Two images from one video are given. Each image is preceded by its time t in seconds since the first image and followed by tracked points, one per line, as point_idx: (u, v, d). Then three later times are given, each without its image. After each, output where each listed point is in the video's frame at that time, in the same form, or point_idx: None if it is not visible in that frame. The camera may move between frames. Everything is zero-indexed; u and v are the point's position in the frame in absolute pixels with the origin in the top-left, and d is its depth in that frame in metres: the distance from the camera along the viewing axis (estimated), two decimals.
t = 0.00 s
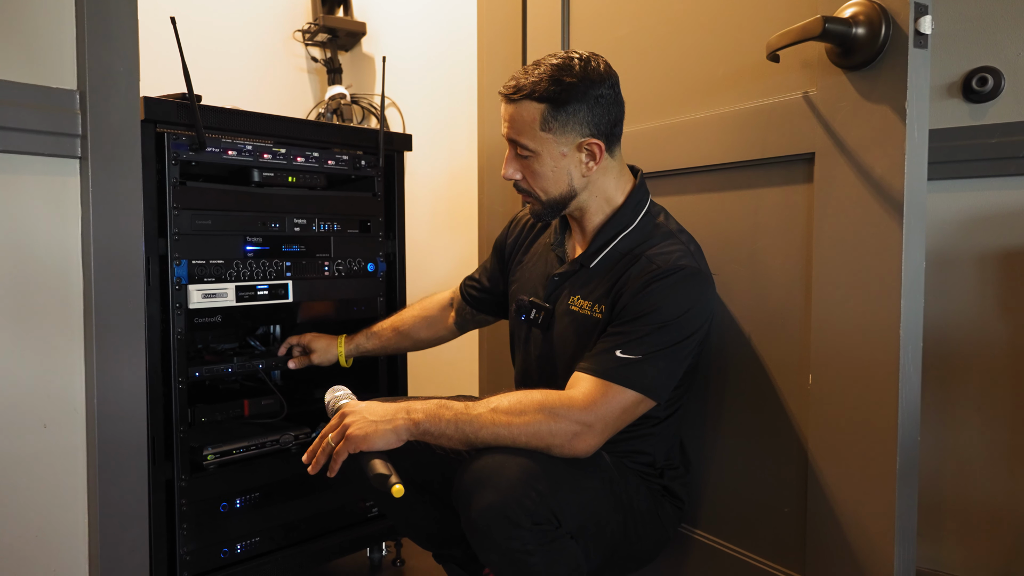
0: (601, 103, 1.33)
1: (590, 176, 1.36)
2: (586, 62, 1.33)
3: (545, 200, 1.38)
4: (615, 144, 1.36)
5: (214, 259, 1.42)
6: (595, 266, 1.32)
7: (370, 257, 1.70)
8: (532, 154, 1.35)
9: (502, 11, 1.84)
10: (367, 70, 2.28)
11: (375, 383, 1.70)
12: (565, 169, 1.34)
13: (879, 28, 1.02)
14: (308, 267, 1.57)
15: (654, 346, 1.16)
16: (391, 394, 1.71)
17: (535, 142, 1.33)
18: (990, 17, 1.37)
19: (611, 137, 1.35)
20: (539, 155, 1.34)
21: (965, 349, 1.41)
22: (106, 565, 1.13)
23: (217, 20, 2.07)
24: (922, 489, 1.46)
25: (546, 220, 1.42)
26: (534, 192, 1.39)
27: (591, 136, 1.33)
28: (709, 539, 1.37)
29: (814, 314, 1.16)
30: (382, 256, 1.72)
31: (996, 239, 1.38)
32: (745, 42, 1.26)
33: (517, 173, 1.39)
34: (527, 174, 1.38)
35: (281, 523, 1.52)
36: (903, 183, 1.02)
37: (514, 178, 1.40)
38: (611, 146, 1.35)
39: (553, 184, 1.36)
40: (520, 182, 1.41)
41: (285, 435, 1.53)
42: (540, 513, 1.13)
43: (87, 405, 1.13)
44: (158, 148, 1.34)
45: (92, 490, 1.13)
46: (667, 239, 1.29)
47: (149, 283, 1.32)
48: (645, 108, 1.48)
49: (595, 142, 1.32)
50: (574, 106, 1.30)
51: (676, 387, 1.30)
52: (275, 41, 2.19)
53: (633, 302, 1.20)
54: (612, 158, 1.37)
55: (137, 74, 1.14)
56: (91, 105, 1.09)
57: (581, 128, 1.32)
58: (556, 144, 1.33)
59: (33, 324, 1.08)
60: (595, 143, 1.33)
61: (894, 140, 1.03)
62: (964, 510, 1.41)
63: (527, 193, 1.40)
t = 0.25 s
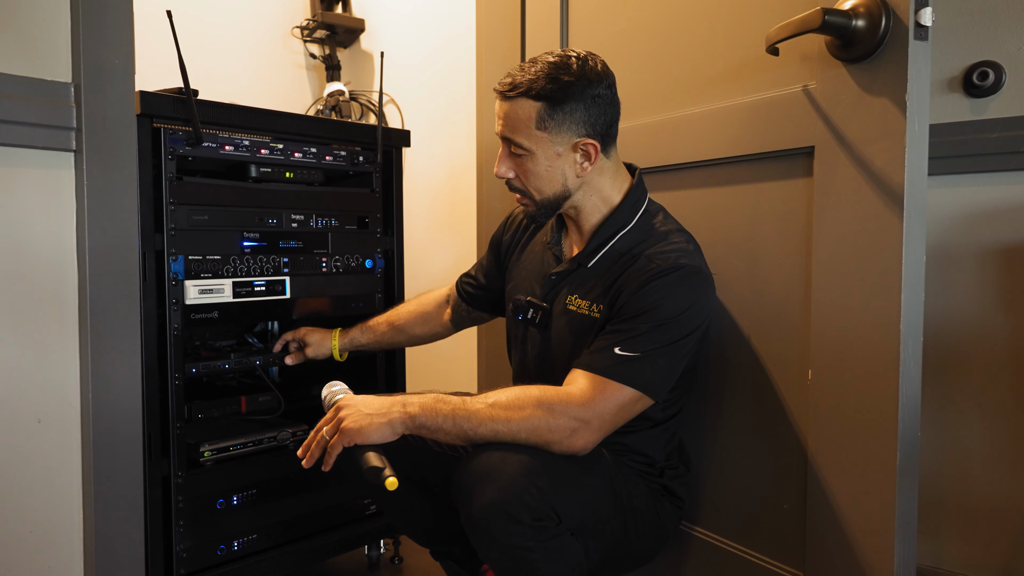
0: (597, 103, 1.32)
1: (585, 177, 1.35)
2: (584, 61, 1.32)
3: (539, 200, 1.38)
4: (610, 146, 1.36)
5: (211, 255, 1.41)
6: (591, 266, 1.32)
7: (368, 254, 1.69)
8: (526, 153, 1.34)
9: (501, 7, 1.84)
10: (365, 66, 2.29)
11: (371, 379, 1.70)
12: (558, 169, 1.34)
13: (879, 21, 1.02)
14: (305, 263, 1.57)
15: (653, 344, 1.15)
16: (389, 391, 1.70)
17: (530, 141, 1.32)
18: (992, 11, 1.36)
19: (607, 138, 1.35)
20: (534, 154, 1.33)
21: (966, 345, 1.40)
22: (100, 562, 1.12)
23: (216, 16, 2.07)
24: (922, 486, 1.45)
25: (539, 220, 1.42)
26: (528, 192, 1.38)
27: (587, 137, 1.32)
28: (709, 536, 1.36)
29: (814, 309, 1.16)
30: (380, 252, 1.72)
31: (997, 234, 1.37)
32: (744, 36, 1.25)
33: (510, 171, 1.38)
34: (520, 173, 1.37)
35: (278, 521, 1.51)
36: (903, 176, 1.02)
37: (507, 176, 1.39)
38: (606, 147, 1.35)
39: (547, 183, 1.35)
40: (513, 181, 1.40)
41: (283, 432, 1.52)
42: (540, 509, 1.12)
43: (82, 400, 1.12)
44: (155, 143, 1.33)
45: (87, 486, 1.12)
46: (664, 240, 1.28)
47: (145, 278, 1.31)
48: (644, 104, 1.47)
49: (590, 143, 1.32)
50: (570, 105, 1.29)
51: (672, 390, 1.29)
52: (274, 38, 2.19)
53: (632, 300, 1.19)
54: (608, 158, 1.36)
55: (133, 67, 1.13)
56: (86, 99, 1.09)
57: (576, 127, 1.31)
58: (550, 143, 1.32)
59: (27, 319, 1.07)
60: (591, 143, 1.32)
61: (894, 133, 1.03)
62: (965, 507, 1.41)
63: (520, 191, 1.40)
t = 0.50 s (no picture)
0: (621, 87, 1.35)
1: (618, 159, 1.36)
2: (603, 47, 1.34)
3: (576, 192, 1.31)
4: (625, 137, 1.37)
5: (208, 252, 1.40)
6: (587, 266, 1.31)
7: (366, 251, 1.68)
8: (575, 137, 1.27)
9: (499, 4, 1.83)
10: (365, 64, 2.32)
11: (370, 378, 1.70)
12: (598, 155, 1.31)
13: (880, 14, 1.01)
14: (302, 261, 1.56)
15: (651, 339, 1.14)
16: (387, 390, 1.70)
17: (582, 122, 1.27)
18: (993, 7, 1.36)
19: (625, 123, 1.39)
20: (583, 138, 1.28)
21: (967, 342, 1.40)
22: (96, 560, 1.11)
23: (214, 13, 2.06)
24: (923, 484, 1.44)
25: (565, 218, 1.34)
26: (569, 182, 1.30)
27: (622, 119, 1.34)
28: (709, 534, 1.35)
29: (814, 306, 1.15)
30: (378, 250, 1.71)
31: (998, 231, 1.37)
32: (744, 31, 1.24)
33: (552, 159, 1.28)
34: (558, 165, 1.29)
35: (276, 519, 1.51)
36: (903, 171, 1.01)
37: (544, 170, 1.29)
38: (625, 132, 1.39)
39: (588, 171, 1.30)
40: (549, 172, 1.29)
41: (281, 430, 1.52)
42: (542, 509, 1.11)
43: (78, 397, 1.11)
44: (151, 139, 1.33)
45: (83, 484, 1.11)
46: (659, 236, 1.27)
47: (141, 275, 1.30)
48: (642, 100, 1.47)
49: (629, 123, 1.34)
50: (605, 89, 1.29)
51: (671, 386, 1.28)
52: (272, 35, 2.19)
53: (629, 297, 1.19)
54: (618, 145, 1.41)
55: (129, 61, 1.13)
56: (81, 93, 1.08)
57: (617, 109, 1.32)
58: (596, 127, 1.29)
59: (22, 315, 1.06)
60: (630, 124, 1.34)
61: (895, 128, 1.02)
62: (966, 505, 1.40)
63: (555, 186, 1.30)
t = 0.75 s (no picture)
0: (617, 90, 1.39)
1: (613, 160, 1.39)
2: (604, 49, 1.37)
3: (589, 185, 1.30)
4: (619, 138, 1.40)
5: (206, 250, 1.39)
6: (576, 266, 1.30)
7: (364, 249, 1.67)
8: (593, 128, 1.28)
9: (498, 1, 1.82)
10: (365, 62, 2.32)
11: (368, 377, 1.70)
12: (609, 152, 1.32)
13: (882, 9, 1.01)
14: (300, 259, 1.55)
15: (646, 333, 1.13)
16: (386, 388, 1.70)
17: (601, 114, 1.27)
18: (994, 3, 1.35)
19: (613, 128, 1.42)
20: (601, 129, 1.28)
21: (968, 340, 1.39)
22: (91, 559, 1.10)
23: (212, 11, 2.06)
24: (924, 483, 1.44)
25: (573, 214, 1.31)
26: (585, 173, 1.28)
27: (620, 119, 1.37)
28: (709, 533, 1.35)
29: (814, 303, 1.14)
30: (377, 248, 1.70)
31: (999, 228, 1.36)
32: (744, 27, 1.24)
33: (571, 148, 1.26)
34: (577, 155, 1.27)
35: (274, 518, 1.50)
36: (905, 167, 1.00)
37: (564, 159, 1.27)
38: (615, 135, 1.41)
39: (602, 166, 1.30)
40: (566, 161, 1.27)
41: (279, 429, 1.51)
42: (543, 509, 1.11)
43: (73, 395, 1.11)
44: (148, 136, 1.32)
45: (78, 483, 1.11)
46: (649, 230, 1.27)
47: (138, 273, 1.30)
48: (642, 97, 1.46)
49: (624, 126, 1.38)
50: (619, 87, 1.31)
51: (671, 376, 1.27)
52: (270, 34, 2.18)
53: (621, 292, 1.18)
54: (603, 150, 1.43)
55: (126, 57, 1.12)
56: (77, 89, 1.07)
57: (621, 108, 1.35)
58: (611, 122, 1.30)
59: (18, 313, 1.06)
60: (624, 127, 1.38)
61: (896, 124, 1.01)
62: (968, 504, 1.39)
63: (573, 177, 1.28)
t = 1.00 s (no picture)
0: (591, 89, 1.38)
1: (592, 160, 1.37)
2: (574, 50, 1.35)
3: (571, 189, 1.28)
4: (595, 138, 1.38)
5: (202, 249, 1.38)
6: (562, 267, 1.29)
7: (363, 249, 1.67)
8: (570, 130, 1.26)
9: None
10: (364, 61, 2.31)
11: (366, 376, 1.68)
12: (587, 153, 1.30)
13: (883, 5, 1.00)
14: (298, 258, 1.54)
15: (634, 325, 1.12)
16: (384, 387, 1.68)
17: (578, 116, 1.26)
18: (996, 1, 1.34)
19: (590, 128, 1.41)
20: (577, 132, 1.27)
21: (970, 340, 1.38)
22: (85, 561, 1.10)
23: (211, 8, 2.05)
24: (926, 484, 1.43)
25: (556, 217, 1.29)
26: (565, 177, 1.27)
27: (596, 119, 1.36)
28: (709, 534, 1.34)
29: (815, 303, 1.13)
30: (375, 247, 1.70)
31: (1001, 227, 1.35)
32: (744, 24, 1.23)
33: (550, 154, 1.25)
34: (556, 160, 1.26)
35: (272, 519, 1.49)
36: (907, 165, 0.99)
37: (543, 165, 1.25)
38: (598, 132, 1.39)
39: (582, 168, 1.29)
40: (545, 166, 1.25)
41: (276, 429, 1.50)
42: (540, 509, 1.10)
43: (67, 396, 1.10)
44: (144, 134, 1.31)
45: (72, 484, 1.10)
46: (631, 227, 1.26)
47: (134, 273, 1.29)
48: (641, 95, 1.45)
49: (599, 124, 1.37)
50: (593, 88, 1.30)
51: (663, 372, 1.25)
52: (269, 32, 2.17)
53: (608, 287, 1.17)
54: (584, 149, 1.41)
55: (119, 54, 1.11)
56: (71, 86, 1.06)
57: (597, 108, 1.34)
58: (588, 123, 1.29)
59: (11, 312, 1.05)
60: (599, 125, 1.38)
61: (897, 121, 1.00)
62: (970, 505, 1.38)
63: (553, 183, 1.26)
